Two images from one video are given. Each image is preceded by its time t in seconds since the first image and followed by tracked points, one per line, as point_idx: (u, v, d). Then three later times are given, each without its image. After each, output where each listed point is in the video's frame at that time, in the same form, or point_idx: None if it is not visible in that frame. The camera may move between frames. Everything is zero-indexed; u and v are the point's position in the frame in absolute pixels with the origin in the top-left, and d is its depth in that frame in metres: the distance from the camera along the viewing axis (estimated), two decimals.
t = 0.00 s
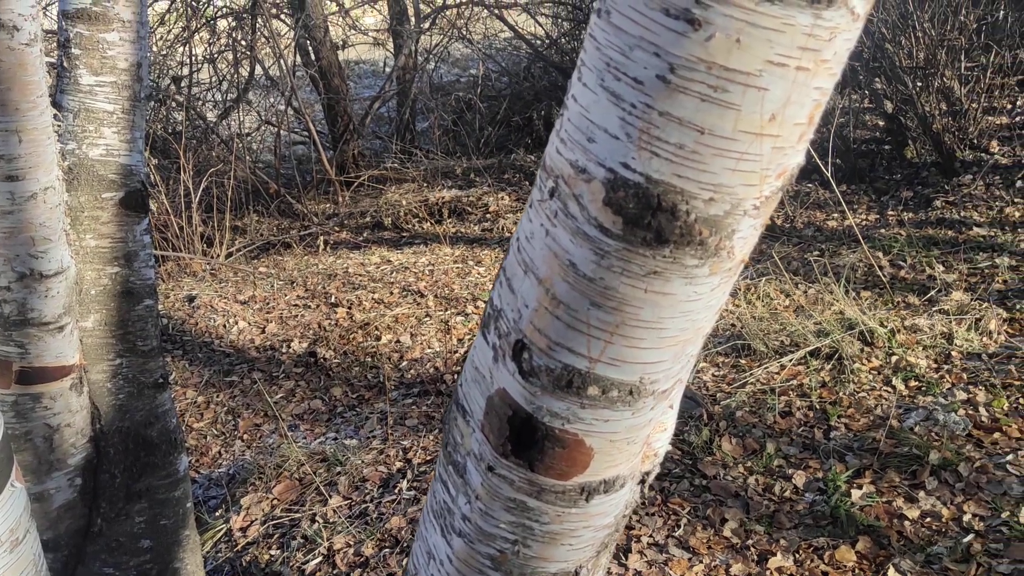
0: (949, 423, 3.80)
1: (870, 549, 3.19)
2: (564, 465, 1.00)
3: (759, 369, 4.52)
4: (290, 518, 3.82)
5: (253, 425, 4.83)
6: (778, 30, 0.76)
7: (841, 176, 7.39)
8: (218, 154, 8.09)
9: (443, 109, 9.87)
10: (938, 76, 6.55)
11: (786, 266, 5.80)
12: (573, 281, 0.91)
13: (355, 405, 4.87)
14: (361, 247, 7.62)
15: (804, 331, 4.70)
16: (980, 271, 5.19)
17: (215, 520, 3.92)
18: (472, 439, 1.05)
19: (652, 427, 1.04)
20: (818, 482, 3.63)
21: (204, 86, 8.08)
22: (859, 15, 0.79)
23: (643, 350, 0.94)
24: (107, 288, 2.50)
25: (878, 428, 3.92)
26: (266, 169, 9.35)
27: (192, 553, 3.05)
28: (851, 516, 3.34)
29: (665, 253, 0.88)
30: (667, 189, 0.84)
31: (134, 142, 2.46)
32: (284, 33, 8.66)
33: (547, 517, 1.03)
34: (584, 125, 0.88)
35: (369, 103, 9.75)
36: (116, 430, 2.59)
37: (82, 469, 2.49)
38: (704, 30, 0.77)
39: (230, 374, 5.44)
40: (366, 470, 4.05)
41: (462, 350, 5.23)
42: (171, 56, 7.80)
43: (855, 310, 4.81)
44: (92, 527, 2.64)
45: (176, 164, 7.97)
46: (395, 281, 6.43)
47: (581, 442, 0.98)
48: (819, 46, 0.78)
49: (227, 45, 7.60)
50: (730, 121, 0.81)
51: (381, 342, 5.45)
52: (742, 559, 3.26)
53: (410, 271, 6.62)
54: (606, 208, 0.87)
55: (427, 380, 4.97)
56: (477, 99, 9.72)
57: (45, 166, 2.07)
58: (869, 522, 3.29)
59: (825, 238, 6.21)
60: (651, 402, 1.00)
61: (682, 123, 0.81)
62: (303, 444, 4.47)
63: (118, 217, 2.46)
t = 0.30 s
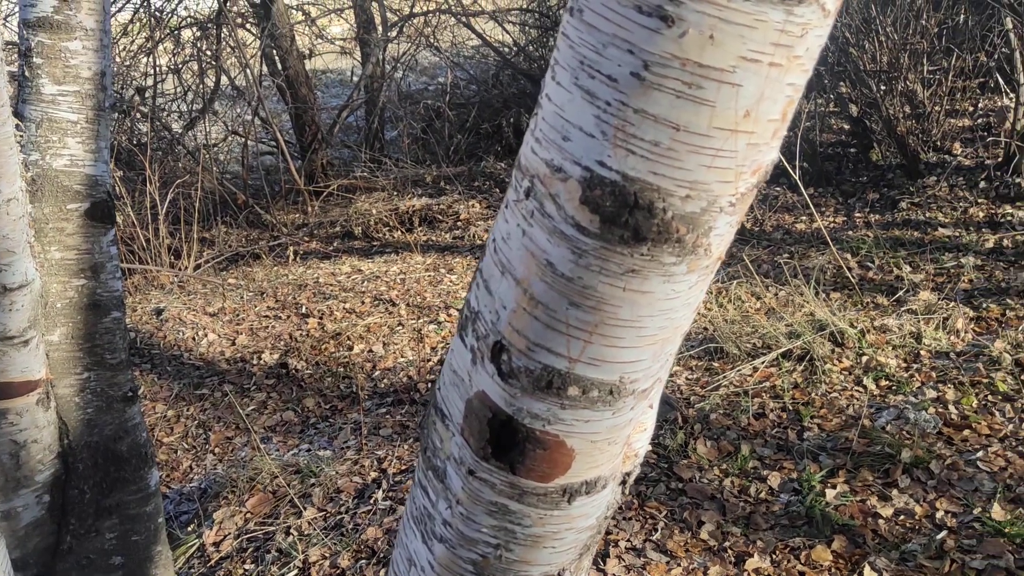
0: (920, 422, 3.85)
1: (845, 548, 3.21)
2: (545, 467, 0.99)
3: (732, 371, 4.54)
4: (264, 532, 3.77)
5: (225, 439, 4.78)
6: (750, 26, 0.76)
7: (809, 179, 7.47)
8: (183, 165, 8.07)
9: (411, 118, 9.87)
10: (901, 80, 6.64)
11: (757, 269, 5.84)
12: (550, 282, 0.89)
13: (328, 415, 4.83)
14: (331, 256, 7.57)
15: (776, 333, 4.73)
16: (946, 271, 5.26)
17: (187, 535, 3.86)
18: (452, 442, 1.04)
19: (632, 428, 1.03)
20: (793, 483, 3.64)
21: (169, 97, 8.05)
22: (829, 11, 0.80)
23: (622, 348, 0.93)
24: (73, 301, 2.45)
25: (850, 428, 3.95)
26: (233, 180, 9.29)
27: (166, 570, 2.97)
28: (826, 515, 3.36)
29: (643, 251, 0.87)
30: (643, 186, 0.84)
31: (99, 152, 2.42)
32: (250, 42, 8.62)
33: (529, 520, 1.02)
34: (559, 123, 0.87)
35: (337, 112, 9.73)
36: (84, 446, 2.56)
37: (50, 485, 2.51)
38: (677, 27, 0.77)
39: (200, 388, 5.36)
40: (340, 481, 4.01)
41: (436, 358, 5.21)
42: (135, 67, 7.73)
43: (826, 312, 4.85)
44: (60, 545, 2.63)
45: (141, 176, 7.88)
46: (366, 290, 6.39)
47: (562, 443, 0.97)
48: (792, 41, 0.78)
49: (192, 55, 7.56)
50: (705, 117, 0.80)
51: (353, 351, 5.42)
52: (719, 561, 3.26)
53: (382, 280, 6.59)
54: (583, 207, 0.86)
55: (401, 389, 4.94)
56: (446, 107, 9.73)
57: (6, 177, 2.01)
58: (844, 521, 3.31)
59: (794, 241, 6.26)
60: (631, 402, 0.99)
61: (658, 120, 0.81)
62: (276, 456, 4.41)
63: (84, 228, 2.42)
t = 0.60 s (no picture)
0: (890, 417, 3.90)
1: (822, 544, 3.24)
2: (556, 469, 0.97)
3: (703, 371, 4.57)
4: (237, 546, 3.70)
5: (192, 452, 4.69)
6: (762, 16, 0.75)
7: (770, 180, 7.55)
8: (141, 176, 7.94)
9: (372, 124, 9.83)
10: (858, 81, 6.76)
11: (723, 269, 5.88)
12: (561, 279, 0.88)
13: (298, 426, 4.77)
14: (295, 265, 7.49)
15: (745, 332, 4.77)
16: (908, 268, 5.35)
17: (157, 551, 3.77)
18: (459, 446, 1.02)
19: (640, 426, 1.02)
20: (768, 480, 3.67)
21: (123, 106, 7.96)
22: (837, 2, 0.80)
23: (633, 346, 0.91)
24: (38, 314, 2.37)
25: (822, 424, 3.98)
26: (192, 190, 9.23)
27: None
28: (802, 512, 3.39)
29: (656, 246, 0.85)
30: (656, 180, 0.82)
31: (63, 160, 2.36)
32: (206, 50, 8.53)
33: (540, 524, 1.01)
34: (568, 118, 0.85)
35: (297, 120, 9.67)
36: (54, 462, 2.49)
37: (18, 505, 2.45)
38: (689, 18, 0.75)
39: (165, 401, 5.26)
40: (314, 492, 3.96)
41: (406, 365, 5.18)
42: (88, 76, 7.60)
43: (793, 310, 4.90)
44: (30, 565, 2.56)
45: (97, 187, 7.74)
46: (332, 298, 6.33)
47: (574, 444, 0.96)
48: (802, 31, 0.77)
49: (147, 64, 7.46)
50: (718, 109, 0.79)
51: (321, 360, 5.36)
52: (699, 561, 3.26)
53: (347, 287, 6.53)
54: (595, 202, 0.84)
55: (372, 398, 4.90)
56: (407, 112, 9.70)
57: None
58: (820, 517, 3.34)
59: (758, 241, 6.32)
60: (641, 400, 0.97)
61: (670, 113, 0.79)
62: (247, 469, 4.34)
63: (48, 239, 2.35)
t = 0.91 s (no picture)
0: (858, 411, 3.96)
1: (798, 538, 3.28)
2: (580, 471, 0.97)
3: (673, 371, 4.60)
4: (210, 560, 3.64)
5: (158, 467, 4.60)
6: (791, 12, 0.75)
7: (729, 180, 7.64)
8: (93, 186, 7.78)
9: (329, 130, 9.75)
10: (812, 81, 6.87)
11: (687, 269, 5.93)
12: (587, 279, 0.87)
13: (266, 436, 4.71)
14: (255, 274, 7.39)
15: (712, 331, 4.82)
16: (867, 264, 5.44)
17: (127, 568, 3.68)
18: (478, 451, 1.01)
19: (659, 426, 1.02)
20: (742, 477, 3.71)
21: (72, 115, 7.78)
22: None
23: (658, 345, 0.92)
24: (5, 328, 2.31)
25: (791, 420, 4.03)
26: (145, 200, 9.04)
27: None
28: (777, 507, 3.42)
29: (683, 244, 0.86)
30: (686, 178, 0.82)
31: (28, 171, 2.30)
32: (158, 57, 8.40)
33: (562, 527, 1.00)
34: (593, 116, 0.85)
35: (252, 127, 9.57)
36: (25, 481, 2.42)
37: None
38: (720, 15, 0.76)
39: (127, 415, 5.15)
40: (286, 503, 3.90)
41: (374, 372, 5.14)
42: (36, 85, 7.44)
43: (758, 308, 4.96)
44: None
45: (48, 198, 7.56)
46: (295, 306, 6.25)
47: (597, 445, 0.96)
48: (828, 28, 0.78)
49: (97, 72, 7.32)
50: (747, 106, 0.79)
51: (287, 369, 5.29)
52: (678, 559, 3.28)
53: (311, 295, 6.46)
54: (622, 201, 0.84)
55: (340, 406, 4.85)
56: (364, 118, 9.65)
57: None
58: (795, 512, 3.38)
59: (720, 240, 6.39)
60: (662, 399, 0.97)
61: (701, 110, 0.79)
62: (216, 481, 4.27)
63: (14, 251, 2.29)
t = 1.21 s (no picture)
0: (824, 406, 4.02)
1: (771, 532, 3.32)
2: (584, 468, 0.98)
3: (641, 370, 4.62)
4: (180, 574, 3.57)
5: (122, 481, 4.51)
6: (795, 9, 0.77)
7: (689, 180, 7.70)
8: (46, 197, 7.62)
9: (287, 137, 9.68)
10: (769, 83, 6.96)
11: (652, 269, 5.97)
12: (592, 276, 0.88)
13: (233, 447, 4.64)
14: (215, 283, 7.28)
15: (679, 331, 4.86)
16: (828, 262, 5.53)
17: None
18: (480, 451, 1.01)
19: (660, 422, 1.03)
20: (713, 474, 3.74)
21: (22, 125, 7.60)
22: None
23: (662, 340, 0.93)
24: None
25: (760, 417, 4.08)
26: (99, 210, 8.87)
27: None
28: (749, 503, 3.46)
29: (688, 239, 0.87)
30: (691, 173, 0.84)
31: None
32: (110, 64, 8.25)
33: (567, 524, 1.01)
34: (597, 115, 0.86)
35: (209, 135, 9.48)
36: None
37: None
38: (726, 12, 0.77)
39: (88, 429, 5.04)
40: (257, 513, 3.85)
41: (341, 380, 5.09)
42: None
43: (723, 307, 5.01)
44: None
45: None
46: (258, 315, 6.18)
47: (602, 441, 0.96)
48: (827, 24, 0.80)
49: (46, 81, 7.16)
50: (751, 101, 0.81)
51: (252, 379, 5.23)
52: (654, 557, 3.30)
53: (274, 303, 6.39)
54: (629, 198, 0.85)
55: (308, 414, 4.80)
56: (324, 125, 9.61)
57: None
58: (767, 507, 3.43)
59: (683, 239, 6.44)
60: (664, 394, 0.99)
61: (705, 105, 0.81)
62: (183, 494, 4.20)
63: None
